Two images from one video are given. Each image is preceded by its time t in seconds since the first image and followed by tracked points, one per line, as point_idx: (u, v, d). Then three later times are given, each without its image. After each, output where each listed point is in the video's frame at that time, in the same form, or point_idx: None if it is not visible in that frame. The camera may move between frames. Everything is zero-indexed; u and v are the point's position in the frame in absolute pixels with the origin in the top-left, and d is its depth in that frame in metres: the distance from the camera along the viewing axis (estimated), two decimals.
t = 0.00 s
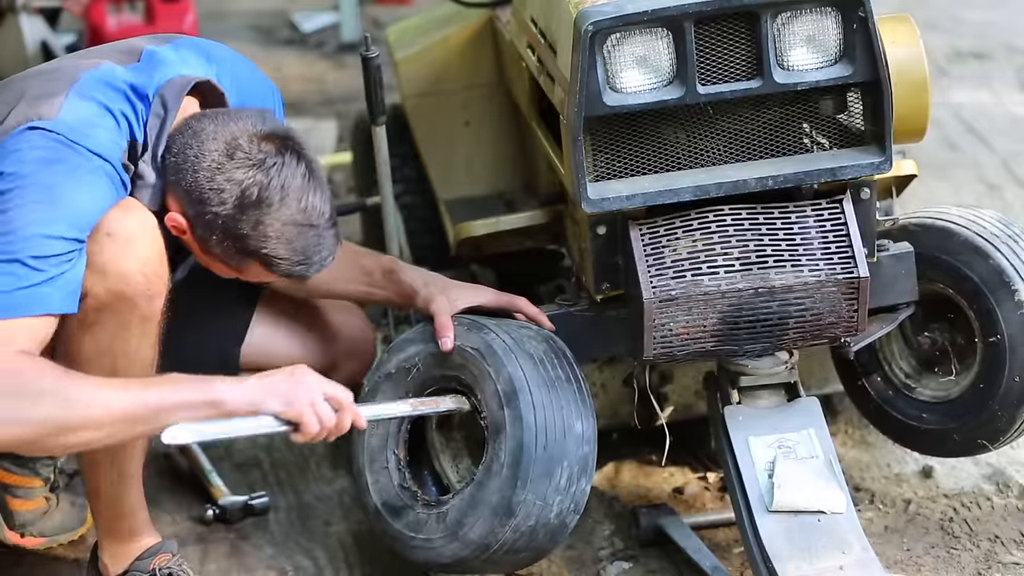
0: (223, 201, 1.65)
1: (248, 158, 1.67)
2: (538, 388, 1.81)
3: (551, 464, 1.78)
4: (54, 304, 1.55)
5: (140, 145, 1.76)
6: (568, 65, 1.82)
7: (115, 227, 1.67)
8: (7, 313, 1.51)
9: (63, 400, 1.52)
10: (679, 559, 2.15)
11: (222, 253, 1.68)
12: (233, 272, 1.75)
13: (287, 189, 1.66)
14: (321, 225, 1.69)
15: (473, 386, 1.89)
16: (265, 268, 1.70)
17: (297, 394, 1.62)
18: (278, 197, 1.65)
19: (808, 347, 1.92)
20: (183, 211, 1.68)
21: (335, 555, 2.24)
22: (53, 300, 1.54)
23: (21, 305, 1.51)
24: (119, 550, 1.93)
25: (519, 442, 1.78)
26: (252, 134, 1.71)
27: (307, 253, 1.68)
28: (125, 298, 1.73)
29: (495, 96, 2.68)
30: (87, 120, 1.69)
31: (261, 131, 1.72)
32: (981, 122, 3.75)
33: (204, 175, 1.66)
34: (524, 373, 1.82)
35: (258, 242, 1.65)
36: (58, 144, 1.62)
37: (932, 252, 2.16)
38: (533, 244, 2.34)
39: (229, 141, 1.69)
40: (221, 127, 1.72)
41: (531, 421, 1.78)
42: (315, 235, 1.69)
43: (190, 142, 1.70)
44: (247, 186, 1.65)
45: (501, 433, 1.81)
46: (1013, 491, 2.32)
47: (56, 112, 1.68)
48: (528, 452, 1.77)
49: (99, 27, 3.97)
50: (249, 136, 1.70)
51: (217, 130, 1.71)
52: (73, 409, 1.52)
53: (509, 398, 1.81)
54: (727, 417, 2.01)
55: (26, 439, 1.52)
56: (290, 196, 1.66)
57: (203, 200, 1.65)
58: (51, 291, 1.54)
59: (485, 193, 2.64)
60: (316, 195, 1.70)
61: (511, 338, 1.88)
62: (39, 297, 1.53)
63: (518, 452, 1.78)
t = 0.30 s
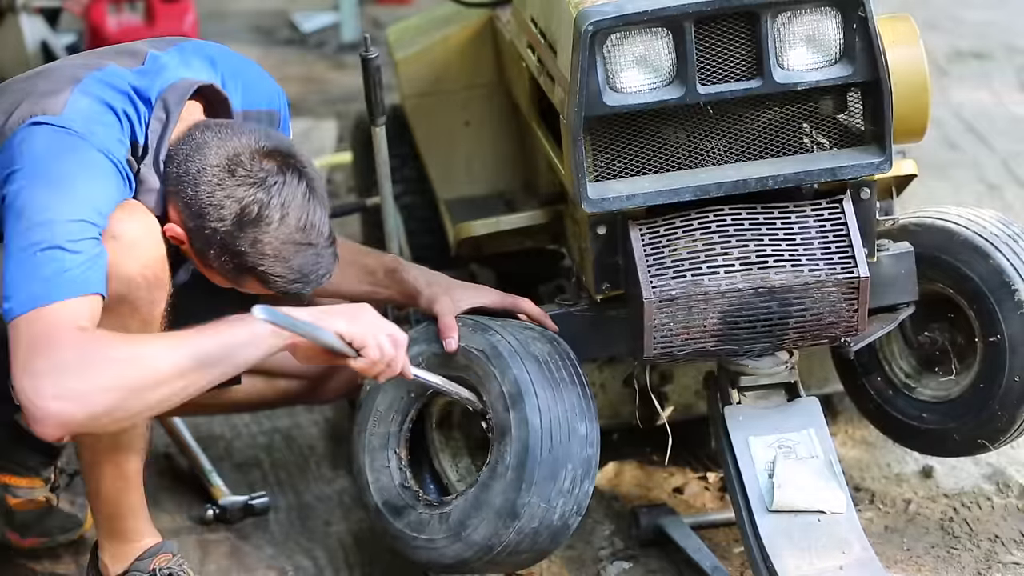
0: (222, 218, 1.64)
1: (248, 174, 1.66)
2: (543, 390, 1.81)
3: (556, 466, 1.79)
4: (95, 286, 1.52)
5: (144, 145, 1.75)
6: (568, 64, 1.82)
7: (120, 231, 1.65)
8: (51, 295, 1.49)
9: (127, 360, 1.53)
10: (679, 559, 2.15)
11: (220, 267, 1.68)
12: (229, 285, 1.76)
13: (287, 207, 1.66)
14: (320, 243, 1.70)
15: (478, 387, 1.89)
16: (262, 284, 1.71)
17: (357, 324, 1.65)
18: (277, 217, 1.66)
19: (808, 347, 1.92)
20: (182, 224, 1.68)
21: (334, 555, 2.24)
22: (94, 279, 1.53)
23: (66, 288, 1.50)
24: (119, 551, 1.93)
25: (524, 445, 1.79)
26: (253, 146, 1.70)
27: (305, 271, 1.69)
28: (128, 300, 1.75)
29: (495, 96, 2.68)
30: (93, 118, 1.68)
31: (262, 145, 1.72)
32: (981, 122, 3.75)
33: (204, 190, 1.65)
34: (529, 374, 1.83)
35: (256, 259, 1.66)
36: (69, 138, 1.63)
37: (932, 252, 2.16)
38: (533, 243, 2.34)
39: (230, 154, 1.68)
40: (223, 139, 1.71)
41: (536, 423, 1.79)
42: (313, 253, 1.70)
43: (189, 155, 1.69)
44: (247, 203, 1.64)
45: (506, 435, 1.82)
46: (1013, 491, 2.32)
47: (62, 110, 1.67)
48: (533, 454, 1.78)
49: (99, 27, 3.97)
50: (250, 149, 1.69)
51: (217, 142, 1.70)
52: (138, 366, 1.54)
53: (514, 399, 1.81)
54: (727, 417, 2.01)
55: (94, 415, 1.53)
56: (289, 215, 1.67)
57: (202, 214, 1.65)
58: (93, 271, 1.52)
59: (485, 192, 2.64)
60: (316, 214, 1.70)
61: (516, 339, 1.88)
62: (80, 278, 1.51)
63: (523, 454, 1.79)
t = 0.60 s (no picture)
0: (237, 203, 1.64)
1: (260, 159, 1.66)
2: (542, 394, 1.81)
3: (557, 468, 1.79)
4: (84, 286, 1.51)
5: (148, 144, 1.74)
6: (569, 64, 1.81)
7: (120, 230, 1.66)
8: (39, 292, 1.47)
9: (93, 376, 1.51)
10: (679, 559, 2.15)
11: (238, 252, 1.68)
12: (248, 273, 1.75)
13: (301, 187, 1.66)
14: (334, 222, 1.70)
15: (477, 389, 1.89)
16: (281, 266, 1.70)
17: (317, 380, 1.65)
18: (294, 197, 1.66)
19: (808, 347, 1.92)
20: (195, 212, 1.68)
21: (335, 555, 2.24)
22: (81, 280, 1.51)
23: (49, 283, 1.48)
24: (119, 550, 1.93)
25: (525, 448, 1.78)
26: (262, 134, 1.71)
27: (322, 250, 1.69)
28: (130, 300, 1.75)
29: (494, 96, 2.68)
30: (96, 116, 1.68)
31: (272, 133, 1.72)
32: (981, 122, 3.75)
33: (217, 178, 1.65)
34: (527, 378, 1.82)
35: (273, 242, 1.66)
36: (69, 136, 1.62)
37: (932, 252, 2.16)
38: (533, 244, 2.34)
39: (240, 143, 1.68)
40: (233, 127, 1.72)
41: (537, 427, 1.79)
42: (329, 233, 1.69)
43: (200, 145, 1.69)
44: (261, 185, 1.64)
45: (507, 438, 1.81)
46: (1013, 491, 2.32)
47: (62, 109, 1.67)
48: (535, 457, 1.78)
49: (99, 27, 3.97)
50: (259, 137, 1.70)
51: (227, 131, 1.71)
52: (104, 386, 1.52)
53: (514, 403, 1.81)
54: (727, 417, 2.01)
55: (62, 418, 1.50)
56: (305, 195, 1.66)
57: (217, 200, 1.65)
58: (78, 270, 1.51)
59: (485, 192, 2.65)
60: (329, 192, 1.70)
61: (513, 342, 1.88)
62: (65, 276, 1.49)
63: (524, 458, 1.78)
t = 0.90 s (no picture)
0: (229, 199, 1.64)
1: (252, 154, 1.66)
2: (552, 403, 1.81)
3: (564, 476, 1.79)
4: (90, 284, 1.52)
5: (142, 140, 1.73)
6: (568, 63, 1.81)
7: (118, 229, 1.67)
8: (49, 293, 1.49)
9: (114, 369, 1.52)
10: (679, 559, 2.15)
11: (232, 249, 1.68)
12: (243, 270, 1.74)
13: (293, 182, 1.65)
14: (329, 218, 1.69)
15: (484, 394, 1.88)
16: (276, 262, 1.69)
17: (351, 370, 1.64)
18: (285, 193, 1.65)
19: (808, 347, 1.92)
20: (189, 208, 1.68)
21: (335, 555, 2.24)
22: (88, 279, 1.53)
23: (57, 284, 1.49)
24: (119, 550, 1.93)
25: (534, 457, 1.78)
26: (256, 130, 1.70)
27: (317, 245, 1.68)
28: (129, 298, 1.76)
29: (494, 96, 2.68)
30: (92, 114, 1.68)
31: (266, 127, 1.72)
32: (981, 122, 3.75)
33: (210, 174, 1.65)
34: (537, 386, 1.82)
35: (267, 237, 1.65)
36: (68, 133, 1.62)
37: (932, 252, 2.16)
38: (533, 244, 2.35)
39: (233, 138, 1.68)
40: (228, 122, 1.71)
41: (546, 436, 1.79)
42: (324, 228, 1.68)
43: (193, 142, 1.69)
44: (252, 180, 1.64)
45: (516, 447, 1.81)
46: (1013, 491, 2.32)
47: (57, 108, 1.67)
48: (543, 466, 1.78)
49: (99, 27, 3.97)
50: (253, 133, 1.69)
51: (220, 127, 1.70)
52: (125, 380, 1.52)
53: (523, 411, 1.81)
54: (727, 417, 2.01)
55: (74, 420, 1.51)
56: (298, 189, 1.66)
57: (208, 198, 1.65)
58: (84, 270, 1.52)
59: (485, 192, 2.64)
60: (323, 185, 1.69)
61: (522, 349, 1.87)
62: (72, 277, 1.50)
63: (533, 467, 1.78)
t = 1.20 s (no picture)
0: (249, 182, 1.63)
1: (270, 137, 1.66)
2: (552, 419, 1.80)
3: (572, 485, 1.81)
4: (76, 306, 1.53)
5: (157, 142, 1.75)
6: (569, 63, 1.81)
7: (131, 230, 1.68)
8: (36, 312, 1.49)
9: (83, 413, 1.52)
10: (679, 559, 2.15)
11: (255, 235, 1.67)
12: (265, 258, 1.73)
13: (311, 162, 1.65)
14: (349, 196, 1.69)
15: (482, 406, 1.86)
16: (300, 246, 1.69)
17: (312, 464, 1.65)
18: (305, 174, 1.64)
19: (808, 347, 1.92)
20: (209, 199, 1.67)
21: (335, 555, 2.24)
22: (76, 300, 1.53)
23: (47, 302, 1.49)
24: (122, 550, 1.93)
25: (542, 474, 1.79)
26: (271, 113, 1.70)
27: (340, 223, 1.68)
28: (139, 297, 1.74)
29: (494, 96, 2.68)
30: (102, 121, 1.68)
31: (281, 111, 1.72)
32: (981, 122, 3.75)
33: (227, 161, 1.65)
34: (536, 404, 1.80)
35: (290, 218, 1.64)
36: (75, 142, 1.62)
37: (932, 251, 2.16)
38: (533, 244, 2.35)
39: (248, 123, 1.68)
40: (241, 111, 1.71)
41: (552, 451, 1.79)
42: (344, 205, 1.68)
43: (208, 132, 1.70)
44: (271, 162, 1.64)
45: (521, 464, 1.81)
46: (1013, 491, 2.32)
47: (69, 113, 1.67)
48: (550, 481, 1.79)
49: (99, 27, 3.97)
50: (268, 116, 1.69)
51: (235, 115, 1.70)
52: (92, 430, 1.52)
53: (525, 428, 1.80)
54: (727, 417, 2.01)
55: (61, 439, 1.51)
56: (317, 168, 1.66)
57: (228, 182, 1.64)
58: (72, 290, 1.52)
59: (485, 192, 2.64)
60: (340, 166, 1.70)
61: (517, 362, 1.84)
62: (60, 298, 1.51)
63: (541, 482, 1.79)
